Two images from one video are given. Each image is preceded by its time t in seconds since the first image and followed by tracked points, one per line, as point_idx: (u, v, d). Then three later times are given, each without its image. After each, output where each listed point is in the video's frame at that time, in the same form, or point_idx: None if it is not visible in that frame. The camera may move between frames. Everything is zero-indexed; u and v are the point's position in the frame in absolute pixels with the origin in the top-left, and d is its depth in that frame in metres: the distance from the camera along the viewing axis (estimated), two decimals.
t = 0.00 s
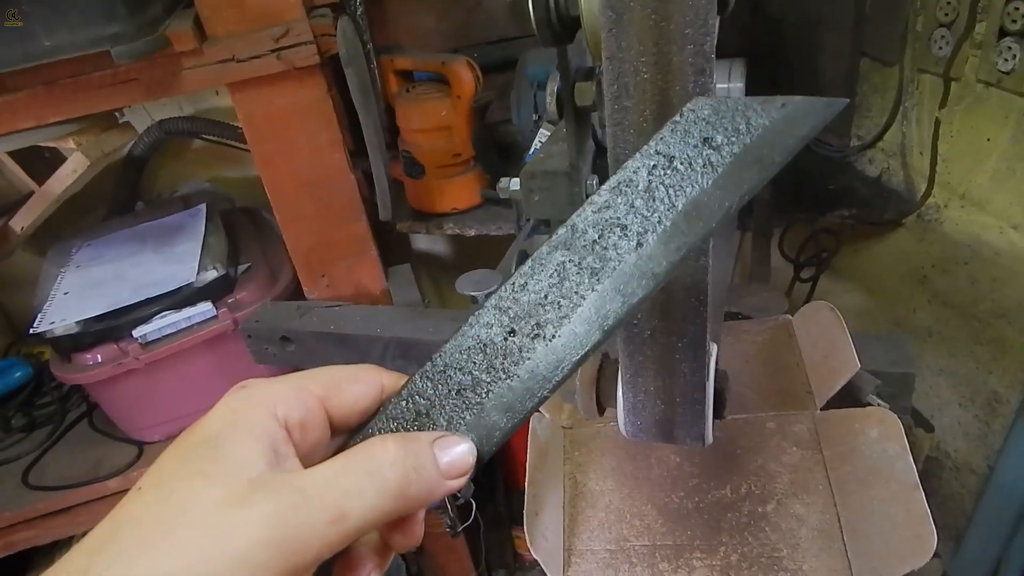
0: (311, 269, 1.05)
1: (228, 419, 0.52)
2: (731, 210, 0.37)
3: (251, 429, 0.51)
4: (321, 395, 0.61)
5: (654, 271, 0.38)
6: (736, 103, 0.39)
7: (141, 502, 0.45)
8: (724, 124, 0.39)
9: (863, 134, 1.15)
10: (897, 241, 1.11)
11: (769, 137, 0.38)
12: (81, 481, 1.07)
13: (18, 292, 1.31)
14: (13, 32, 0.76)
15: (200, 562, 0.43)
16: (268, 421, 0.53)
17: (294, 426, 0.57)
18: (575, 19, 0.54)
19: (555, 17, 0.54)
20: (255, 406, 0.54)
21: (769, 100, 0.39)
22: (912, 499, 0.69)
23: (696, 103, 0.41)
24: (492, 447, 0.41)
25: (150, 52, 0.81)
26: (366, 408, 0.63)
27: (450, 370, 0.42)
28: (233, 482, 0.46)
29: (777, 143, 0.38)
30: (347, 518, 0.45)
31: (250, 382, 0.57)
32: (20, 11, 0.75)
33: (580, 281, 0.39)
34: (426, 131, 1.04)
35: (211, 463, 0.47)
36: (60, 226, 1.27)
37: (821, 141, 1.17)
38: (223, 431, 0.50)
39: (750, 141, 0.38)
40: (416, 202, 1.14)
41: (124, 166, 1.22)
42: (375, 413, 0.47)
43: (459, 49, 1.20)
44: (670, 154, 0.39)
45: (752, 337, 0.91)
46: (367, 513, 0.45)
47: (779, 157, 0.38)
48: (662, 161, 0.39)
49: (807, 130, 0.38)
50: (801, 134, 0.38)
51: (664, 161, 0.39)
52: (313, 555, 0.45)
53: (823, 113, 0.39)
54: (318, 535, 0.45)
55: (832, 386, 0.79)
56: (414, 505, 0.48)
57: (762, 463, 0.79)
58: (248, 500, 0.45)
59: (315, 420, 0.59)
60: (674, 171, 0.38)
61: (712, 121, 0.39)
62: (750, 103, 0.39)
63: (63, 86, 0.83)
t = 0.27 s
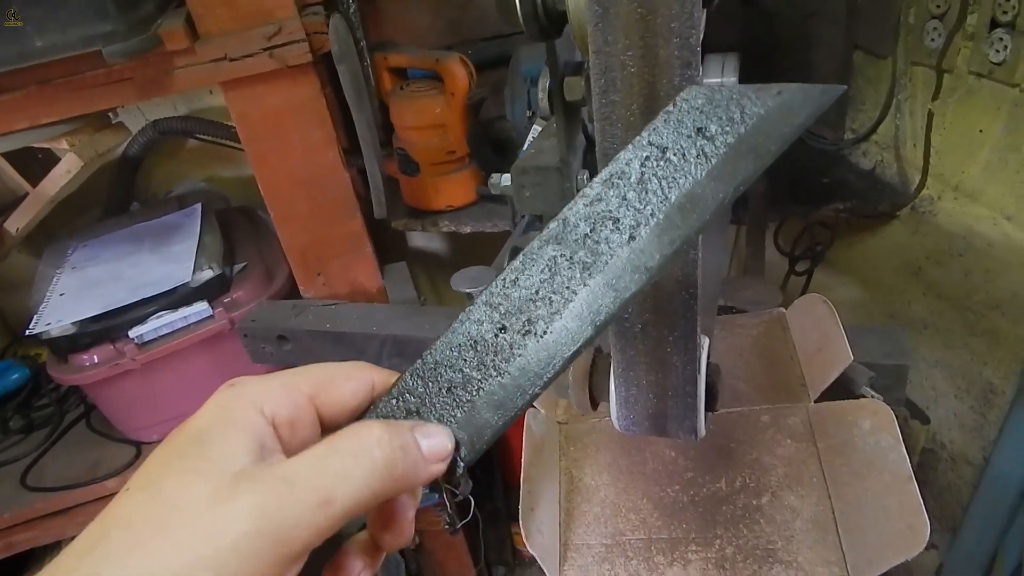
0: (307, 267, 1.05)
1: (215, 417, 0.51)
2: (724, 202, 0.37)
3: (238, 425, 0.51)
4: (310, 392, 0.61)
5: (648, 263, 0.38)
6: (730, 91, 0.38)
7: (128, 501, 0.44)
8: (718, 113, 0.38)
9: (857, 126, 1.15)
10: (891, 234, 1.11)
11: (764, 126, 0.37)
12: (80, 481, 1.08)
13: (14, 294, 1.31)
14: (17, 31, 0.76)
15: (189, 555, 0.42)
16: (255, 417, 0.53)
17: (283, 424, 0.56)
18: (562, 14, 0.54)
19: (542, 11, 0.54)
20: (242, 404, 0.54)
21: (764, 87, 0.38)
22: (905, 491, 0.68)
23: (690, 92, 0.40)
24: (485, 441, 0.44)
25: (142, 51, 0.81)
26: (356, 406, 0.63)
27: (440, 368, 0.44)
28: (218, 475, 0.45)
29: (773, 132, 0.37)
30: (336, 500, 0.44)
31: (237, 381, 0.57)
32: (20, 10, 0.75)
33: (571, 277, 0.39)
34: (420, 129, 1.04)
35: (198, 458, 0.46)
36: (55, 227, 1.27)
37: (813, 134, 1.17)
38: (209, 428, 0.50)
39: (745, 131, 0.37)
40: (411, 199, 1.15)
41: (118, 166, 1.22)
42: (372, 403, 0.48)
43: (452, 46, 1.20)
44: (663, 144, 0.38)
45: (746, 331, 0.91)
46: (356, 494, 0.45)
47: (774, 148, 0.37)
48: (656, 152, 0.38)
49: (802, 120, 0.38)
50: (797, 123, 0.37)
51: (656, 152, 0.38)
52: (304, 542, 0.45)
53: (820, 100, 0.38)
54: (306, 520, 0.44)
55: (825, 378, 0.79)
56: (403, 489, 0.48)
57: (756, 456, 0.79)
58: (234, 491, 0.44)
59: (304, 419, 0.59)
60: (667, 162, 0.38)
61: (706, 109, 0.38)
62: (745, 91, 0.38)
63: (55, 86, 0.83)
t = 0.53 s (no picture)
0: (308, 263, 1.05)
1: (205, 399, 0.56)
2: (717, 180, 0.36)
3: (225, 402, 0.56)
4: (300, 375, 0.63)
5: (639, 246, 0.37)
6: (723, 68, 0.36)
7: (129, 475, 0.49)
8: (710, 90, 0.36)
9: (858, 125, 1.16)
10: (892, 232, 1.11)
11: (759, 101, 0.35)
12: (82, 476, 1.08)
13: (17, 290, 1.31)
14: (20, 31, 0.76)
15: (192, 508, 0.47)
16: (242, 397, 0.57)
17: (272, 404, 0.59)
18: (562, 10, 0.55)
19: (542, 7, 0.54)
20: (230, 384, 0.58)
21: (759, 62, 0.36)
22: (904, 487, 0.69)
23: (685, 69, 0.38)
24: (479, 427, 0.44)
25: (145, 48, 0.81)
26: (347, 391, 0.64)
27: (435, 352, 0.46)
28: (203, 438, 0.50)
29: (769, 106, 0.35)
30: (307, 442, 0.47)
31: (231, 365, 0.61)
32: (20, 11, 0.75)
33: (561, 260, 0.40)
34: (422, 125, 1.04)
35: (187, 429, 0.51)
36: (58, 223, 1.28)
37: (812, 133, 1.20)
38: (197, 407, 0.55)
39: (738, 108, 0.36)
40: (413, 196, 1.15)
41: (120, 163, 1.23)
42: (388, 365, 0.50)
43: (454, 43, 1.20)
44: (655, 123, 0.38)
45: (746, 328, 0.91)
46: (324, 436, 0.47)
47: (768, 125, 0.35)
48: (647, 132, 0.38)
49: (801, 92, 0.35)
50: (795, 95, 0.35)
51: (648, 131, 0.38)
52: (282, 487, 0.48)
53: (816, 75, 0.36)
54: (287, 459, 0.47)
55: (825, 375, 0.79)
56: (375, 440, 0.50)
57: (756, 453, 0.80)
58: (216, 447, 0.48)
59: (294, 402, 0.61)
60: (659, 141, 0.38)
61: (698, 86, 0.37)
62: (738, 67, 0.36)
63: (58, 82, 0.83)
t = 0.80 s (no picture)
0: (307, 264, 1.05)
1: (202, 402, 0.56)
2: (715, 187, 0.36)
3: (222, 406, 0.56)
4: (297, 378, 0.63)
5: (637, 253, 0.37)
6: (721, 75, 0.37)
7: (126, 477, 0.49)
8: (708, 98, 0.37)
9: (857, 123, 1.16)
10: (891, 231, 1.11)
11: (757, 108, 0.36)
12: (82, 476, 1.08)
13: (17, 290, 1.31)
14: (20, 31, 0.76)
15: (190, 511, 0.47)
16: (238, 401, 0.57)
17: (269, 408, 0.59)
18: (558, 10, 0.55)
19: (538, 7, 0.54)
20: (227, 388, 0.58)
21: (756, 70, 0.37)
22: (901, 486, 0.68)
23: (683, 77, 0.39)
24: (475, 434, 0.43)
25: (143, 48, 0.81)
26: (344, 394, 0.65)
27: (432, 358, 0.45)
28: (201, 439, 0.50)
29: (768, 113, 0.36)
30: (305, 445, 0.48)
31: (230, 367, 0.61)
32: (20, 10, 0.75)
33: (559, 266, 0.39)
34: (420, 125, 1.04)
35: (185, 432, 0.52)
36: (57, 224, 1.28)
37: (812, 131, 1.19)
38: (194, 410, 0.55)
39: (737, 115, 0.36)
40: (412, 196, 1.15)
41: (119, 163, 1.23)
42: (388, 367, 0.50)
43: (453, 43, 1.20)
44: (653, 130, 0.38)
45: (745, 327, 0.90)
46: (322, 440, 0.48)
47: (766, 132, 0.36)
48: (645, 139, 0.38)
49: (797, 101, 0.36)
50: (791, 104, 0.36)
51: (646, 139, 0.38)
52: (280, 489, 0.48)
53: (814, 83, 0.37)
54: (285, 464, 0.47)
55: (824, 374, 0.79)
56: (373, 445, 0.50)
57: (754, 451, 0.80)
58: (214, 449, 0.49)
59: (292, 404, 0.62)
60: (656, 149, 0.38)
61: (697, 94, 0.37)
62: (736, 75, 0.37)
63: (56, 83, 0.83)
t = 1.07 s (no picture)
0: (304, 266, 1.05)
1: (201, 402, 0.56)
2: (708, 180, 0.36)
3: (221, 406, 0.56)
4: (296, 378, 0.63)
5: (631, 248, 0.37)
6: (714, 69, 0.37)
7: (126, 478, 0.50)
8: (701, 92, 0.37)
9: (852, 120, 1.16)
10: (888, 227, 1.11)
11: (751, 101, 0.36)
12: (81, 482, 1.08)
13: (14, 296, 1.31)
14: (15, 31, 0.76)
15: (189, 510, 0.47)
16: (238, 400, 0.57)
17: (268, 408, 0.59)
18: (549, 11, 0.55)
19: (529, 7, 0.54)
20: (226, 388, 0.58)
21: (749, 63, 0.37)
22: (899, 483, 0.69)
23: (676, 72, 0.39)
24: (475, 430, 0.43)
25: (137, 52, 0.81)
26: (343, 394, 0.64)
27: (431, 355, 0.45)
28: (199, 440, 0.50)
29: (760, 107, 0.36)
30: (299, 446, 0.47)
31: (228, 366, 0.61)
32: (20, 11, 0.74)
33: (555, 262, 0.39)
34: (415, 126, 1.04)
35: (184, 432, 0.52)
36: (54, 229, 1.28)
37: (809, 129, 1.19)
38: (193, 410, 0.55)
39: (730, 108, 0.36)
40: (408, 198, 1.15)
41: (114, 168, 1.23)
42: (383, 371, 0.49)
43: (448, 44, 1.20)
44: (646, 125, 0.37)
45: (742, 326, 0.90)
46: (317, 441, 0.47)
47: (759, 125, 0.36)
48: (639, 134, 0.38)
49: (790, 93, 0.36)
50: (784, 96, 0.36)
51: (639, 134, 0.38)
52: (274, 490, 0.48)
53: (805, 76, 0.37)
54: (284, 461, 0.47)
55: (820, 372, 0.79)
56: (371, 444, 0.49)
57: (752, 450, 0.80)
58: (211, 449, 0.49)
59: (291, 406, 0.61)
60: (650, 143, 0.37)
61: (690, 87, 0.37)
62: (729, 68, 0.37)
63: (51, 88, 0.83)
